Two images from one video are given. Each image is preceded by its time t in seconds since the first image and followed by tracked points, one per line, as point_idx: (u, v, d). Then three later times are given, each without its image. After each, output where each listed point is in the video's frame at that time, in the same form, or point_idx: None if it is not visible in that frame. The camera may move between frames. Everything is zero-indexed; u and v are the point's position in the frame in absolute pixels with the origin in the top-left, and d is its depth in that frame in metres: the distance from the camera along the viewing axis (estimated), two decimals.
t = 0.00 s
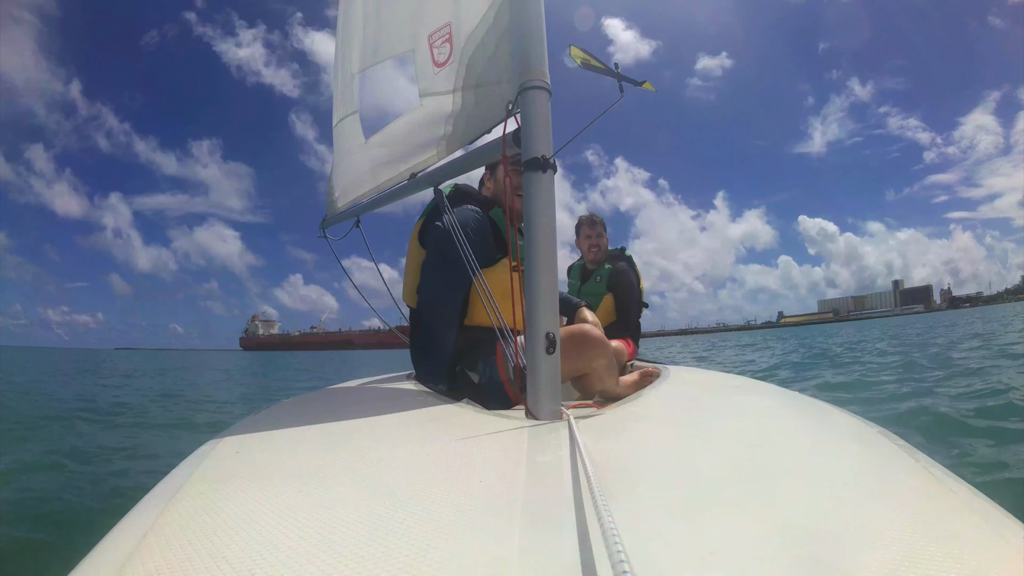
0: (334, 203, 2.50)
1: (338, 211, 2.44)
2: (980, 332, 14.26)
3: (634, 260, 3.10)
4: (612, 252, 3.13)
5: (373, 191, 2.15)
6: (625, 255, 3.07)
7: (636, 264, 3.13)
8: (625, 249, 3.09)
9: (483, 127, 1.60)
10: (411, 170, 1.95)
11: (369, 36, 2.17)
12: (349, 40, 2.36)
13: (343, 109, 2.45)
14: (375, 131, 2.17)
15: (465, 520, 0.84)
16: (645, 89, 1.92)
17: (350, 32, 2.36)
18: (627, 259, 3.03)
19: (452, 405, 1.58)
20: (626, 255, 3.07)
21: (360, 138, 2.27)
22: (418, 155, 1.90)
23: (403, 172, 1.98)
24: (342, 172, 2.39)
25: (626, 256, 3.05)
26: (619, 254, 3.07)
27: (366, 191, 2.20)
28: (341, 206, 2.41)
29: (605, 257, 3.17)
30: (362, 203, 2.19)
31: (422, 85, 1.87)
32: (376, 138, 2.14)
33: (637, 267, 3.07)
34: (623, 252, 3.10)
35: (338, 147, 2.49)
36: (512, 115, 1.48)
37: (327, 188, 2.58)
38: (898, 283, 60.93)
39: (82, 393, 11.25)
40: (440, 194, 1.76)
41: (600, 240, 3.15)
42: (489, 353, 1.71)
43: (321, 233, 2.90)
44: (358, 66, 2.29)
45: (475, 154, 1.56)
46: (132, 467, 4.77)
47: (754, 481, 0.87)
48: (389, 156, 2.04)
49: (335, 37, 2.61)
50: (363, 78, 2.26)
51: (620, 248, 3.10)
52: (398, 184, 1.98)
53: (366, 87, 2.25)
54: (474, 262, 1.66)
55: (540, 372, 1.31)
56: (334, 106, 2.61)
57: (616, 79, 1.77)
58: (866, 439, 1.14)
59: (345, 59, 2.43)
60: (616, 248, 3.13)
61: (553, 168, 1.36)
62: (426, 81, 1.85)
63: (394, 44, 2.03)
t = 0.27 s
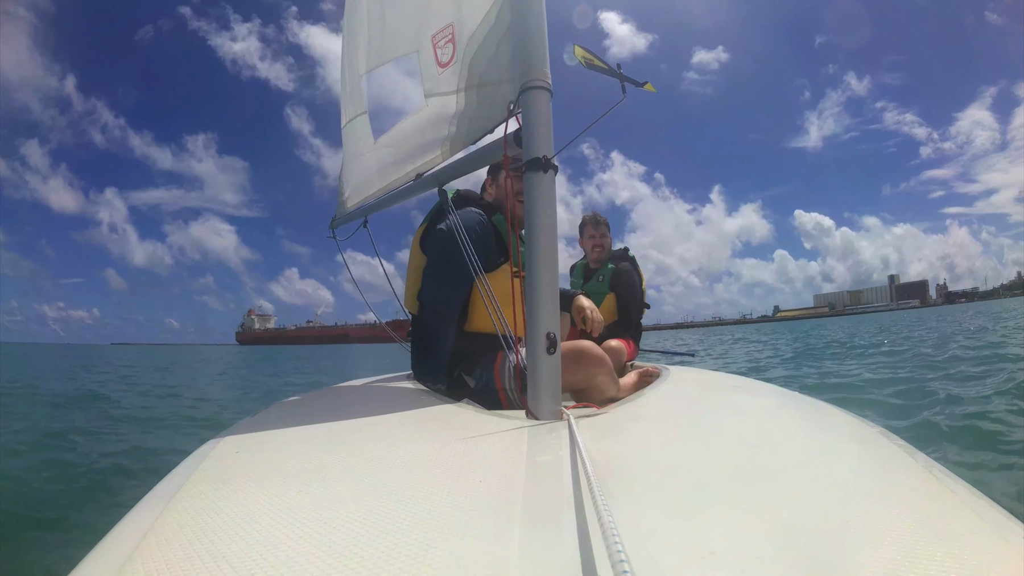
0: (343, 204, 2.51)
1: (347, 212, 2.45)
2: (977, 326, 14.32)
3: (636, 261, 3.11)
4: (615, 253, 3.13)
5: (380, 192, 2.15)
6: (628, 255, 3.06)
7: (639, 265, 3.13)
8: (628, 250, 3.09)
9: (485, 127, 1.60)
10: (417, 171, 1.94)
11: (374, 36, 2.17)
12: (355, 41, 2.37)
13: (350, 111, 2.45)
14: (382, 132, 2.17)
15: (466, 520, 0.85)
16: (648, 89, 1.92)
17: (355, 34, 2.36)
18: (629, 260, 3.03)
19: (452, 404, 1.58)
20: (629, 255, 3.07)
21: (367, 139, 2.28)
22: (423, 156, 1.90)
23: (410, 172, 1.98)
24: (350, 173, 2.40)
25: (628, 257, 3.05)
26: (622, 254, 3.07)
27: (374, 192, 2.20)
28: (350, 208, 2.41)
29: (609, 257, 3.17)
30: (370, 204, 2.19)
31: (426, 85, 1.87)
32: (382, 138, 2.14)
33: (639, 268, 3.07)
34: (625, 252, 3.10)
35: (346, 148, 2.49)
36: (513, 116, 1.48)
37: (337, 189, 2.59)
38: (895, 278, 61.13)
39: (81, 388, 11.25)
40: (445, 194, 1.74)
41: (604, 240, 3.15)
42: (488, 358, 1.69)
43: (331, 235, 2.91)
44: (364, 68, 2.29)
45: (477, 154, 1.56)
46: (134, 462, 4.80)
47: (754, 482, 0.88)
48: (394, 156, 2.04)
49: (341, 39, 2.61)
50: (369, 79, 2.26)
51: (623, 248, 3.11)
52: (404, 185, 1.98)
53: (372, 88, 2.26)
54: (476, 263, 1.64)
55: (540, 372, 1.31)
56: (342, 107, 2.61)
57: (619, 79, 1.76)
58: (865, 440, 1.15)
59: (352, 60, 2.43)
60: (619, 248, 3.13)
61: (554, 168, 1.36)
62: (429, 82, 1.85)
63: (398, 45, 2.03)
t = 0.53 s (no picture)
0: (348, 209, 2.50)
1: (353, 216, 2.44)
2: (974, 318, 14.38)
3: (635, 261, 3.10)
4: (613, 253, 3.13)
5: (384, 195, 2.14)
6: (626, 255, 3.07)
7: (637, 265, 3.14)
8: (626, 250, 3.09)
9: (484, 128, 1.59)
10: (419, 173, 1.92)
11: (373, 40, 2.16)
12: (354, 46, 2.35)
13: (352, 115, 2.44)
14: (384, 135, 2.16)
15: (465, 520, 0.85)
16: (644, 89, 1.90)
17: (354, 37, 2.35)
18: (628, 260, 3.03)
19: (452, 404, 1.58)
20: (627, 255, 3.07)
21: (370, 143, 2.27)
22: (425, 159, 1.88)
23: (412, 175, 1.96)
24: (355, 177, 2.39)
25: (627, 257, 3.05)
26: (620, 254, 3.07)
27: (378, 196, 2.18)
28: (355, 212, 2.40)
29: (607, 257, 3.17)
30: (376, 208, 2.17)
31: (426, 88, 1.86)
32: (385, 142, 2.13)
33: (637, 268, 3.07)
34: (624, 252, 3.11)
35: (349, 153, 2.49)
36: (511, 116, 1.47)
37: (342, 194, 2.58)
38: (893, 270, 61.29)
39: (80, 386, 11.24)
40: (447, 195, 1.75)
41: (601, 241, 3.15)
42: (486, 358, 1.70)
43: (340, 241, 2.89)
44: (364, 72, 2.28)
45: (476, 156, 1.56)
46: (134, 460, 4.80)
47: (754, 482, 0.88)
48: (397, 160, 2.02)
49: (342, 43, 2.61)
50: (369, 83, 2.25)
51: (622, 248, 3.11)
52: (407, 188, 1.96)
53: (373, 91, 2.25)
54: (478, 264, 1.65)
55: (540, 372, 1.31)
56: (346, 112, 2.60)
57: (615, 79, 1.75)
58: (865, 439, 1.15)
59: (352, 64, 2.42)
60: (618, 248, 3.13)
61: (553, 168, 1.36)
62: (429, 85, 1.83)
63: (398, 48, 2.01)
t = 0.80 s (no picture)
0: (348, 206, 2.49)
1: (353, 214, 2.43)
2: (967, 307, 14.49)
3: (631, 260, 3.12)
4: (608, 253, 3.14)
5: (384, 193, 2.13)
6: (622, 255, 3.08)
7: (633, 264, 3.15)
8: (621, 249, 3.10)
9: (484, 127, 1.58)
10: (419, 172, 1.91)
11: (373, 38, 2.15)
12: (355, 43, 2.34)
13: (353, 112, 2.43)
14: (385, 133, 2.15)
15: (465, 520, 0.85)
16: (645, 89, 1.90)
17: (355, 35, 2.34)
18: (624, 260, 3.04)
19: (452, 403, 1.58)
20: (623, 255, 3.09)
21: (371, 141, 2.26)
22: (426, 157, 1.87)
23: (412, 174, 1.95)
24: (355, 175, 2.37)
25: (623, 257, 3.06)
26: (616, 254, 3.08)
27: (377, 193, 2.17)
28: (355, 210, 2.38)
29: (601, 258, 3.17)
30: (376, 205, 2.16)
31: (427, 86, 1.85)
32: (386, 140, 2.12)
33: (634, 267, 3.09)
34: (620, 252, 3.12)
35: (350, 151, 2.48)
36: (511, 116, 1.47)
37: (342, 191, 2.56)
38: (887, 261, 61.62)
39: (76, 388, 11.18)
40: (445, 197, 1.76)
41: (592, 243, 3.14)
42: (485, 357, 1.69)
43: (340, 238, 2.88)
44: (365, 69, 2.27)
45: (477, 155, 1.55)
46: (129, 462, 4.78)
47: (755, 482, 0.88)
48: (398, 158, 2.01)
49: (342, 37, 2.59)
50: (370, 80, 2.24)
51: (617, 248, 3.11)
52: (408, 186, 1.95)
53: (373, 89, 2.23)
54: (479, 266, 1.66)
55: (540, 372, 1.31)
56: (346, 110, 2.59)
57: (616, 79, 1.74)
58: (864, 439, 1.16)
59: (353, 62, 2.41)
60: (613, 248, 3.14)
61: (553, 168, 1.35)
62: (429, 83, 1.83)
63: (398, 46, 2.00)
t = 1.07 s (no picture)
0: (343, 205, 2.47)
1: (348, 213, 2.42)
2: (963, 304, 14.56)
3: (631, 260, 3.12)
4: (607, 253, 3.13)
5: (381, 192, 2.12)
6: (622, 255, 3.08)
7: (633, 263, 3.14)
8: (620, 249, 3.10)
9: (485, 128, 1.57)
10: (418, 172, 1.91)
11: (372, 38, 2.14)
12: (354, 43, 2.34)
13: (350, 111, 2.42)
14: (383, 133, 2.14)
15: (467, 520, 0.85)
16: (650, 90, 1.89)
17: (355, 35, 2.33)
18: (623, 259, 3.04)
19: (452, 404, 1.58)
20: (622, 255, 3.08)
21: (368, 140, 2.25)
22: (424, 157, 1.87)
23: (410, 173, 1.94)
24: (351, 174, 2.36)
25: (622, 257, 3.06)
26: (616, 254, 3.08)
27: (374, 192, 2.16)
28: (351, 209, 2.37)
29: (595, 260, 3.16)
30: (373, 205, 2.15)
31: (426, 86, 1.84)
32: (384, 139, 2.11)
33: (634, 267, 3.09)
34: (619, 252, 3.12)
35: (347, 150, 2.47)
36: (513, 117, 1.46)
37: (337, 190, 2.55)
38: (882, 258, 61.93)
39: (73, 392, 11.14)
40: (444, 197, 1.76)
41: (573, 251, 3.13)
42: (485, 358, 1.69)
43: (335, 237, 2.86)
44: (364, 69, 2.26)
45: (478, 156, 1.55)
46: (128, 465, 4.76)
47: (756, 482, 0.88)
48: (396, 158, 2.01)
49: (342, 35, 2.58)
50: (368, 80, 2.24)
51: (617, 248, 3.12)
52: (406, 186, 1.94)
53: (371, 89, 2.23)
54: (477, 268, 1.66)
55: (540, 372, 1.31)
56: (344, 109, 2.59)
57: (620, 80, 1.73)
58: (866, 439, 1.16)
59: (352, 61, 2.40)
60: (612, 248, 3.14)
61: (554, 168, 1.35)
62: (429, 84, 1.82)
63: (397, 46, 2.00)
